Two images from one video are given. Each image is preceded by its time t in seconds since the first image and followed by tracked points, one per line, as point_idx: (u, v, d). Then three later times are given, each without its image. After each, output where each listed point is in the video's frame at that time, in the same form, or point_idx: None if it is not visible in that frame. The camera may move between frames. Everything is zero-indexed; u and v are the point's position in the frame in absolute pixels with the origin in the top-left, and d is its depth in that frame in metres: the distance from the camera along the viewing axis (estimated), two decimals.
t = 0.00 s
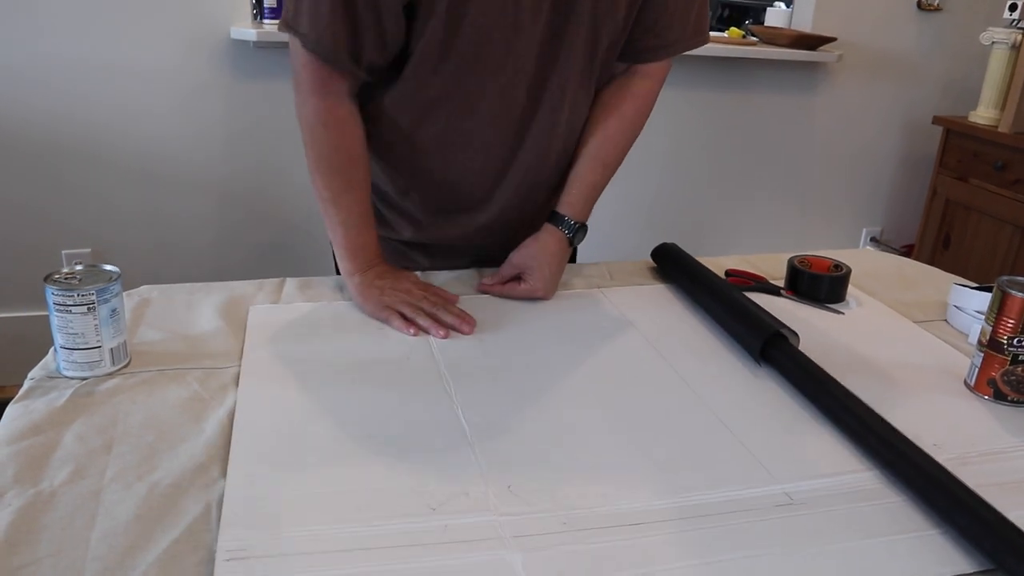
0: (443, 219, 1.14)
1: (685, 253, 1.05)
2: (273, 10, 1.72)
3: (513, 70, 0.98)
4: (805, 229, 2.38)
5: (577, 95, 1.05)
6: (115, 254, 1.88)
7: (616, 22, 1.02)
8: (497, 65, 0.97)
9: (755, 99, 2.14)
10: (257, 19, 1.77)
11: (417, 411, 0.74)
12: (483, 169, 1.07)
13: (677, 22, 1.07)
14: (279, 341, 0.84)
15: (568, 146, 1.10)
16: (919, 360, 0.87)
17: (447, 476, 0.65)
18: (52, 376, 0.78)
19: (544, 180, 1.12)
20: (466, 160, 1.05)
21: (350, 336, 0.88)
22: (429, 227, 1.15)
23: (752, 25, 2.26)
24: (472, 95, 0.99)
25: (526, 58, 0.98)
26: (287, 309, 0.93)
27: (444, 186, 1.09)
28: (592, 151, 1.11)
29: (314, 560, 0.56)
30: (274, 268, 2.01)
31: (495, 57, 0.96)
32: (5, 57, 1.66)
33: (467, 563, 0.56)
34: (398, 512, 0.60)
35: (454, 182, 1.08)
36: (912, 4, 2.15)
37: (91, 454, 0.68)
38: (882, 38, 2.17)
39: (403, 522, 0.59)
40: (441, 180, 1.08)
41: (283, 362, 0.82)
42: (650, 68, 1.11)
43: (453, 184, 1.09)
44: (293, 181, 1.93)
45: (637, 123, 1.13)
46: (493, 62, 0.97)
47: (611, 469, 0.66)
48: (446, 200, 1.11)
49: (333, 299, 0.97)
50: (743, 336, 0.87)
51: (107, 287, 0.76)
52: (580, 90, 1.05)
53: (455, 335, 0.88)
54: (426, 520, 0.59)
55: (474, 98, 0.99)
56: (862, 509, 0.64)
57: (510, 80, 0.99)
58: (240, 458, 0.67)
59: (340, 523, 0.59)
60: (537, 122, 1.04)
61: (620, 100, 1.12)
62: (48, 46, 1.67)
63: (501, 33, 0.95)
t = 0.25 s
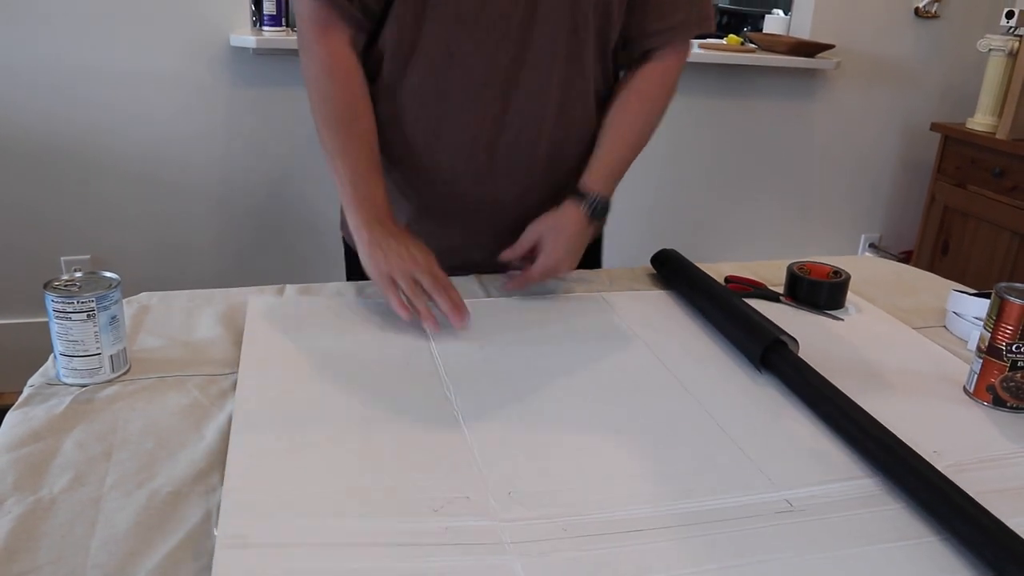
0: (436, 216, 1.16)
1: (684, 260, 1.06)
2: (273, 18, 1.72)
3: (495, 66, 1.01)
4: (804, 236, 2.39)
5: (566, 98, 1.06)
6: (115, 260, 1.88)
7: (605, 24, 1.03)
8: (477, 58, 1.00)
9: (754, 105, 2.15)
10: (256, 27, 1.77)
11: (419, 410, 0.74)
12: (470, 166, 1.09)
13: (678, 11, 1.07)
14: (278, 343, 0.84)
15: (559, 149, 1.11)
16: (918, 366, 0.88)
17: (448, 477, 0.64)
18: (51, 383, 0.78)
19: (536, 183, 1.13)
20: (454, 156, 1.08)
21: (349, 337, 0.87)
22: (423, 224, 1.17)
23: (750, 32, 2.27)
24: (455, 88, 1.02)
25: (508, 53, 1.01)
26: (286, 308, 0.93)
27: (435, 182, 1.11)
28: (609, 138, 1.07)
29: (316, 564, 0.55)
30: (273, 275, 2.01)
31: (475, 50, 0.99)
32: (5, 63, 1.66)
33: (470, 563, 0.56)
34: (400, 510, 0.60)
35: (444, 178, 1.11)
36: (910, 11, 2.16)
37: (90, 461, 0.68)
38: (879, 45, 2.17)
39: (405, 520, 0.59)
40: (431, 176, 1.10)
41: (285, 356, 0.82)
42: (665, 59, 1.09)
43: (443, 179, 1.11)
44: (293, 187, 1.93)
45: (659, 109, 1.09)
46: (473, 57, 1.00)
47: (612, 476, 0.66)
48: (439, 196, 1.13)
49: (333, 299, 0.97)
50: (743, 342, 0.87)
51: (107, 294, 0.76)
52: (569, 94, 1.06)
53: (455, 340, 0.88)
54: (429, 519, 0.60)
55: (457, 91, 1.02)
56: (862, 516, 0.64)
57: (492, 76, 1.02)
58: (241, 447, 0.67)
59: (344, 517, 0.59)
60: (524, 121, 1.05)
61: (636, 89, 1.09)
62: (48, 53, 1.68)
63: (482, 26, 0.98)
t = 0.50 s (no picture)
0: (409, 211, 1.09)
1: (686, 261, 1.06)
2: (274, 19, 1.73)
3: (476, 41, 0.96)
4: (805, 237, 2.39)
5: (552, 89, 0.99)
6: (116, 261, 1.88)
7: (601, 27, 0.99)
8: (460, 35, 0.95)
9: (754, 107, 2.15)
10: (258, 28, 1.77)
11: (420, 407, 0.74)
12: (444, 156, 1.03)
13: None
14: (280, 340, 0.84)
15: (543, 148, 1.03)
16: (920, 368, 0.88)
17: (449, 475, 0.64)
18: (53, 384, 0.79)
19: (518, 186, 1.05)
20: (428, 141, 1.02)
21: (350, 332, 0.87)
22: (396, 221, 1.10)
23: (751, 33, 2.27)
24: (434, 64, 0.97)
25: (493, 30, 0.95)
26: (288, 302, 0.93)
27: (410, 170, 1.06)
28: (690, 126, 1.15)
29: (321, 550, 0.55)
30: (274, 276, 2.01)
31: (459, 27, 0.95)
32: (8, 65, 1.66)
33: (474, 559, 0.56)
34: (403, 504, 0.60)
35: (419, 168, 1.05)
36: (911, 13, 2.16)
37: (93, 462, 0.68)
38: (880, 46, 2.18)
39: (407, 514, 0.59)
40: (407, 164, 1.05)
41: (287, 348, 0.82)
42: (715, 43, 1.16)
43: (418, 169, 1.05)
44: (294, 188, 1.93)
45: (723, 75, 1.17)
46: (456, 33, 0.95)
47: (613, 477, 0.66)
48: (426, 207, 1.08)
49: (333, 295, 0.97)
50: (744, 343, 0.87)
51: (109, 294, 0.77)
52: (559, 97, 0.99)
53: (456, 340, 0.88)
54: (431, 515, 0.60)
55: (436, 68, 0.97)
56: (863, 518, 0.64)
57: (470, 52, 0.96)
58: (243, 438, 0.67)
59: (348, 509, 0.59)
60: (503, 107, 0.99)
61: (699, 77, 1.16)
62: (50, 54, 1.68)
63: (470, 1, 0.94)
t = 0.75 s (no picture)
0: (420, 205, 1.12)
1: (688, 265, 1.06)
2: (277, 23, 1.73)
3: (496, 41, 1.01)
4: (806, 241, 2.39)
5: (565, 89, 1.05)
6: (118, 264, 1.89)
7: (610, 37, 1.05)
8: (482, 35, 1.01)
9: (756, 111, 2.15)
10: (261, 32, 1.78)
11: (424, 413, 0.74)
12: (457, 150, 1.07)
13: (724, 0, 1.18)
14: (282, 346, 0.84)
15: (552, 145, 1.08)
16: (922, 373, 0.88)
17: (451, 480, 0.64)
18: (56, 387, 0.79)
19: (527, 182, 1.09)
20: (444, 135, 1.07)
21: (352, 337, 0.88)
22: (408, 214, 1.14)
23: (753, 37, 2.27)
24: (446, 65, 1.03)
25: (512, 30, 1.01)
26: (289, 309, 0.93)
27: (417, 163, 1.11)
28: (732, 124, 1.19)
29: (324, 561, 0.55)
30: (276, 279, 2.01)
31: (480, 27, 1.01)
32: (12, 68, 1.67)
33: (478, 566, 0.56)
34: (406, 512, 0.61)
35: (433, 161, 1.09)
36: (912, 17, 2.16)
37: (96, 465, 0.68)
38: (882, 50, 2.18)
39: (410, 522, 0.60)
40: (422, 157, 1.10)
41: (290, 354, 0.82)
42: (728, 44, 1.20)
43: (432, 161, 1.10)
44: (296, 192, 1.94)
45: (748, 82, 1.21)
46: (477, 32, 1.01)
47: (615, 481, 0.66)
48: (430, 202, 1.12)
49: (335, 299, 0.98)
50: (745, 346, 0.87)
51: (113, 297, 0.77)
52: (564, 99, 1.05)
53: (458, 344, 0.88)
54: (434, 522, 0.60)
55: (456, 64, 1.02)
56: (865, 523, 0.64)
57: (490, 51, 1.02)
58: (246, 443, 0.67)
59: (352, 518, 0.59)
60: (518, 104, 1.04)
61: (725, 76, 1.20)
62: (54, 57, 1.68)
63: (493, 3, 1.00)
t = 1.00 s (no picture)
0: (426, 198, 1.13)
1: (689, 262, 1.06)
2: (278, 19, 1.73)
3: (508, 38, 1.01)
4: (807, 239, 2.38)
5: (576, 89, 1.05)
6: (118, 261, 1.89)
7: (622, 39, 1.06)
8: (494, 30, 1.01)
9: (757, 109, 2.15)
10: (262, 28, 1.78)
11: (425, 409, 0.74)
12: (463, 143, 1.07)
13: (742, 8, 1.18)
14: (283, 341, 0.84)
15: (562, 144, 1.08)
16: (923, 370, 0.88)
17: (450, 476, 0.64)
18: (56, 382, 0.79)
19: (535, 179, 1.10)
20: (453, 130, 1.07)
21: (352, 333, 0.87)
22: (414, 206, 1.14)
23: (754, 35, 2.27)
24: (459, 62, 1.03)
25: (526, 26, 1.01)
26: (288, 305, 0.93)
27: (426, 159, 1.11)
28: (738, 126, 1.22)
29: (324, 556, 0.55)
30: (276, 276, 2.01)
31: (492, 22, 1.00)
32: (12, 63, 1.66)
33: (478, 561, 0.56)
34: (406, 507, 0.60)
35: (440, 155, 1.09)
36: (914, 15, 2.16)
37: (95, 460, 0.68)
38: (884, 49, 2.18)
39: (410, 516, 0.59)
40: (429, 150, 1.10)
41: (291, 350, 0.82)
42: (747, 47, 1.21)
43: (441, 156, 1.10)
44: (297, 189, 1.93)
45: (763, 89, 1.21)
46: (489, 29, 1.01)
47: (615, 477, 0.66)
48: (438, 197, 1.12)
49: (336, 295, 0.98)
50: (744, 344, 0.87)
51: (112, 293, 0.76)
52: (575, 99, 1.05)
53: (459, 340, 0.88)
54: (434, 516, 0.60)
55: (468, 61, 1.02)
56: (865, 520, 0.64)
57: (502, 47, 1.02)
58: (246, 439, 0.67)
59: (352, 512, 0.59)
60: (528, 102, 1.04)
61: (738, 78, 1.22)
62: (55, 53, 1.68)
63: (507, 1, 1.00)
